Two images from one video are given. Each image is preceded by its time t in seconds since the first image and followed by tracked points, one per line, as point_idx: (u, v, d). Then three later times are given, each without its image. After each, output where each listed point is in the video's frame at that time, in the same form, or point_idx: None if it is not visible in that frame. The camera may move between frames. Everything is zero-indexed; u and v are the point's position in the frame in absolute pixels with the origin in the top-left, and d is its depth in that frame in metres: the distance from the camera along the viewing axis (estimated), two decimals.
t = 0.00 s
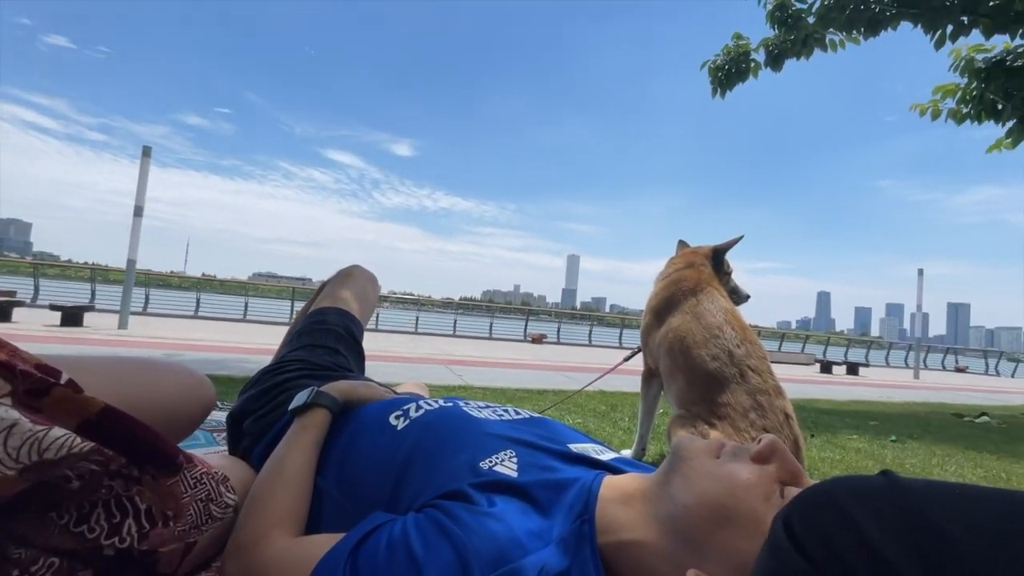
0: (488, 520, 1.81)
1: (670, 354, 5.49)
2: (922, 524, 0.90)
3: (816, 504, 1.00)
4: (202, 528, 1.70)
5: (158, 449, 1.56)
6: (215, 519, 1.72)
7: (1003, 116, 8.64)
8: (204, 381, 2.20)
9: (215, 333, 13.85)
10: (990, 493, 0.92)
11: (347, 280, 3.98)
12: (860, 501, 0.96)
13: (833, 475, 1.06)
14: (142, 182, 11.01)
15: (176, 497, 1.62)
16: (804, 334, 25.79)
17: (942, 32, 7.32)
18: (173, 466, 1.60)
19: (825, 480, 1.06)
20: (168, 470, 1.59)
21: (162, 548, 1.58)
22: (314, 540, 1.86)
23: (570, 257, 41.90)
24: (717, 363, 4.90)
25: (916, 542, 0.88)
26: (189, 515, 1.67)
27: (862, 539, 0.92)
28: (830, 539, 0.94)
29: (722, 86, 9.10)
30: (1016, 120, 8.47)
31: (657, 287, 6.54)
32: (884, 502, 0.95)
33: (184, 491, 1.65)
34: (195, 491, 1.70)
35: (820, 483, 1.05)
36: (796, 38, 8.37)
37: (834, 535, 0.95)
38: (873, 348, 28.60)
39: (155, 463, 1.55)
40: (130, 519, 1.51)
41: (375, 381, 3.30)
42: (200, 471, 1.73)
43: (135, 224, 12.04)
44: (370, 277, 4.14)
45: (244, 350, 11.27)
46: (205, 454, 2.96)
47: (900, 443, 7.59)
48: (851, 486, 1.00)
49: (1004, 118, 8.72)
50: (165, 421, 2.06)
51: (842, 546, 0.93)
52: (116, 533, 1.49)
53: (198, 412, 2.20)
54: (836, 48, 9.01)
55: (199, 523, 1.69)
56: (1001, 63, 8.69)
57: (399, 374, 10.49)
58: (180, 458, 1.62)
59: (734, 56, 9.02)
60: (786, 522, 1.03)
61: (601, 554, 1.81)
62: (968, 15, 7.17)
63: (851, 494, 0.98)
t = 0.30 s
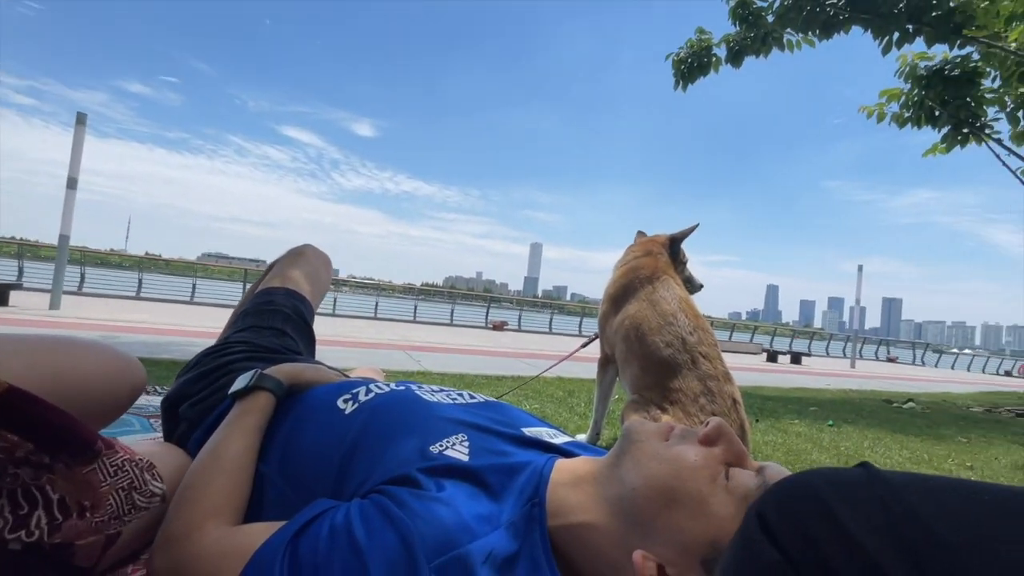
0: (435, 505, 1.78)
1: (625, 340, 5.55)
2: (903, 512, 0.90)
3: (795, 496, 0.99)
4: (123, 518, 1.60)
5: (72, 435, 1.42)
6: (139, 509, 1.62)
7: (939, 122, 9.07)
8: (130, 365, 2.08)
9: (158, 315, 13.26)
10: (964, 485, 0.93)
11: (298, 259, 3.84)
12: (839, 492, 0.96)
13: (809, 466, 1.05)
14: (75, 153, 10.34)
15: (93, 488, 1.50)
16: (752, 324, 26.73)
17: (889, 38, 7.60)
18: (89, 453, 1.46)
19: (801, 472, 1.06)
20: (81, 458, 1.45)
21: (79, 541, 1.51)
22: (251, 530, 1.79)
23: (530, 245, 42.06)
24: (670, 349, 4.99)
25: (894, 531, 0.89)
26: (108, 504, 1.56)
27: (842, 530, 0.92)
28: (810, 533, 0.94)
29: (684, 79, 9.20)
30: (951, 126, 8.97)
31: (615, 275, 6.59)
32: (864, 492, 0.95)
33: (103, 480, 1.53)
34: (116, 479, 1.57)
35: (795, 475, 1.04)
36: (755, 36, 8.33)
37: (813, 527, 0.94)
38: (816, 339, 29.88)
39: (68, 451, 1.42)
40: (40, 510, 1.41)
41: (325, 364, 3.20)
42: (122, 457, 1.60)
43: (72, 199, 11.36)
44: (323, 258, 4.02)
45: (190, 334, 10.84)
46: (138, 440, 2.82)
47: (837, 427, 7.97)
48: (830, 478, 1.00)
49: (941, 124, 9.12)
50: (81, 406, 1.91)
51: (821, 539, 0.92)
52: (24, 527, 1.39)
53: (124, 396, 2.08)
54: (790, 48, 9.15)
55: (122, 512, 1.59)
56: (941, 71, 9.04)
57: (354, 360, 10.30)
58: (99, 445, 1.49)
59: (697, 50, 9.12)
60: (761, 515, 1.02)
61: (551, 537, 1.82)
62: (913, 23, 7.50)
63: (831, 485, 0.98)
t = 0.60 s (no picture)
0: (394, 488, 1.74)
1: (594, 326, 5.58)
2: (878, 499, 0.92)
3: (772, 486, 1.00)
4: (59, 506, 1.52)
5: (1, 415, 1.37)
6: (77, 497, 1.54)
7: (897, 123, 9.35)
8: (71, 344, 1.97)
9: (111, 297, 12.74)
10: (938, 475, 0.95)
11: (259, 239, 3.71)
12: (816, 481, 0.97)
13: (786, 457, 1.07)
14: (19, 123, 9.76)
15: (24, 475, 1.42)
16: (716, 315, 27.33)
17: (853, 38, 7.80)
18: (19, 436, 1.41)
19: (778, 463, 1.07)
20: (11, 442, 1.39)
21: (9, 529, 1.43)
22: (200, 518, 1.72)
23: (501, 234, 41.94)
24: (637, 335, 5.03)
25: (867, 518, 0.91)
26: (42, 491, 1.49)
27: (817, 517, 0.93)
28: (784, 519, 0.95)
29: (658, 70, 9.21)
30: (908, 127, 9.30)
31: (588, 263, 6.58)
32: (841, 481, 0.96)
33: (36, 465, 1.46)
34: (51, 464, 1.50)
35: (771, 466, 1.06)
36: (728, 30, 8.30)
37: (788, 514, 0.96)
38: (776, 330, 30.73)
39: None
40: None
41: (285, 347, 3.11)
42: (57, 441, 1.52)
43: (16, 173, 10.75)
44: (285, 239, 3.89)
45: (145, 317, 10.44)
46: (82, 425, 2.69)
47: (793, 413, 8.23)
48: (809, 469, 1.01)
49: (898, 125, 9.41)
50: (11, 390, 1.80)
51: (794, 525, 0.94)
52: None
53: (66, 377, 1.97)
54: (760, 44, 9.24)
55: (55, 500, 1.50)
56: (901, 73, 9.30)
57: (319, 345, 10.12)
58: (30, 428, 1.43)
59: (671, 41, 9.16)
60: (738, 503, 1.03)
61: (512, 519, 1.81)
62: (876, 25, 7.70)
63: (809, 476, 0.99)
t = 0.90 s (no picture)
0: (364, 474, 1.71)
1: (572, 314, 5.59)
2: (866, 492, 0.93)
3: (758, 478, 1.00)
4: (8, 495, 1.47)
5: None
6: (27, 484, 1.49)
7: (870, 121, 9.50)
8: (20, 326, 1.88)
9: (77, 281, 12.37)
10: (921, 469, 0.97)
11: (228, 221, 3.61)
12: (803, 475, 0.97)
13: (774, 449, 1.07)
14: None
15: None
16: (692, 307, 27.73)
17: (830, 36, 7.89)
18: None
19: (764, 455, 1.07)
20: None
21: None
22: (160, 506, 1.67)
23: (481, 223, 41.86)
24: (613, 324, 5.05)
25: (855, 512, 0.91)
26: None
27: (803, 509, 0.93)
28: (770, 510, 0.95)
29: (641, 61, 9.20)
30: (880, 125, 9.45)
31: (568, 251, 6.55)
32: (829, 476, 0.97)
33: None
34: None
35: (758, 457, 1.05)
36: (710, 23, 8.34)
37: (775, 504, 0.95)
38: (749, 322, 31.29)
39: None
40: None
41: (255, 332, 3.04)
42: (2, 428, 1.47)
43: None
44: (256, 220, 3.79)
45: (112, 302, 10.16)
46: (38, 411, 2.60)
47: (763, 402, 8.40)
48: (797, 462, 1.00)
49: (871, 123, 9.56)
50: None
51: (780, 516, 0.94)
52: None
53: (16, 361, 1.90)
54: (740, 38, 9.28)
55: (3, 488, 1.45)
56: (875, 72, 9.43)
57: (293, 332, 9.97)
58: None
59: (653, 32, 9.13)
60: (719, 492, 1.03)
61: (483, 505, 1.80)
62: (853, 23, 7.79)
63: (797, 470, 0.99)
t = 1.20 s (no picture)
0: (345, 462, 1.69)
1: (558, 305, 5.59)
2: (850, 481, 0.93)
3: (744, 468, 1.00)
4: None
5: None
6: None
7: (853, 119, 9.61)
8: None
9: (53, 268, 12.11)
10: (911, 458, 0.96)
11: (209, 207, 3.54)
12: (788, 464, 0.97)
13: (760, 440, 1.07)
14: None
15: None
16: (676, 301, 27.97)
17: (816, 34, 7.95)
18: None
19: (751, 445, 1.07)
20: None
21: None
22: (134, 496, 1.63)
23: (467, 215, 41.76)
24: (598, 315, 5.06)
25: (839, 499, 0.92)
26: None
27: (789, 498, 0.94)
28: (754, 499, 0.96)
29: (630, 54, 9.19)
30: (862, 123, 9.54)
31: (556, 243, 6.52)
32: (813, 465, 0.97)
33: None
34: None
35: (744, 447, 1.05)
36: (699, 17, 8.34)
37: (760, 494, 0.96)
38: (731, 317, 31.64)
39: None
40: None
41: (235, 321, 2.99)
42: None
43: None
44: (237, 208, 3.72)
45: (89, 290, 9.96)
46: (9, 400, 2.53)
47: (744, 394, 8.50)
48: (783, 451, 1.00)
49: (854, 121, 9.66)
50: None
51: (767, 506, 0.95)
52: None
53: None
54: (727, 34, 9.29)
55: None
56: (858, 71, 9.51)
57: (276, 322, 9.86)
58: None
59: (642, 25, 9.11)
60: (706, 483, 1.03)
61: (466, 495, 1.79)
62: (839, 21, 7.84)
63: (782, 459, 0.99)
